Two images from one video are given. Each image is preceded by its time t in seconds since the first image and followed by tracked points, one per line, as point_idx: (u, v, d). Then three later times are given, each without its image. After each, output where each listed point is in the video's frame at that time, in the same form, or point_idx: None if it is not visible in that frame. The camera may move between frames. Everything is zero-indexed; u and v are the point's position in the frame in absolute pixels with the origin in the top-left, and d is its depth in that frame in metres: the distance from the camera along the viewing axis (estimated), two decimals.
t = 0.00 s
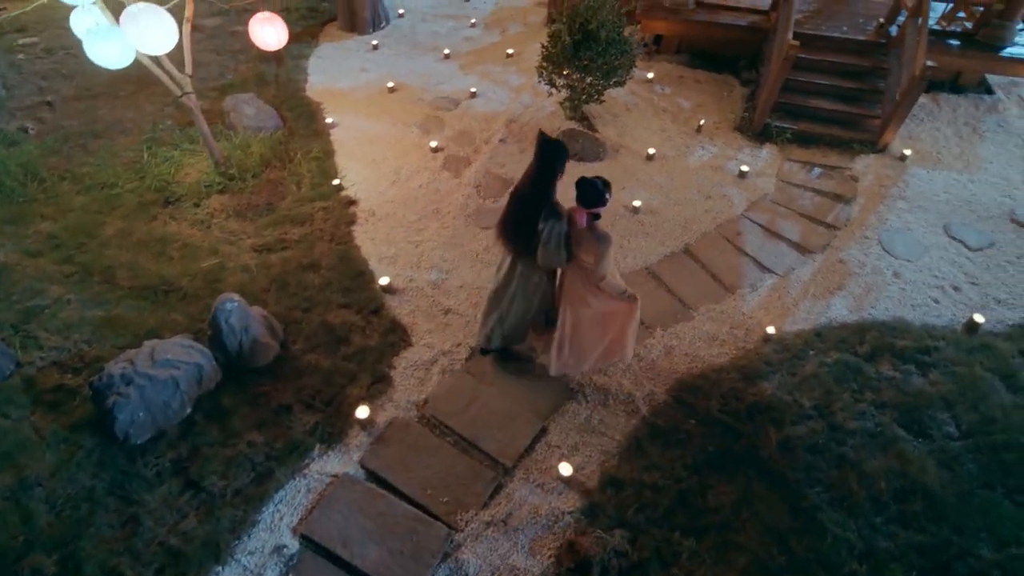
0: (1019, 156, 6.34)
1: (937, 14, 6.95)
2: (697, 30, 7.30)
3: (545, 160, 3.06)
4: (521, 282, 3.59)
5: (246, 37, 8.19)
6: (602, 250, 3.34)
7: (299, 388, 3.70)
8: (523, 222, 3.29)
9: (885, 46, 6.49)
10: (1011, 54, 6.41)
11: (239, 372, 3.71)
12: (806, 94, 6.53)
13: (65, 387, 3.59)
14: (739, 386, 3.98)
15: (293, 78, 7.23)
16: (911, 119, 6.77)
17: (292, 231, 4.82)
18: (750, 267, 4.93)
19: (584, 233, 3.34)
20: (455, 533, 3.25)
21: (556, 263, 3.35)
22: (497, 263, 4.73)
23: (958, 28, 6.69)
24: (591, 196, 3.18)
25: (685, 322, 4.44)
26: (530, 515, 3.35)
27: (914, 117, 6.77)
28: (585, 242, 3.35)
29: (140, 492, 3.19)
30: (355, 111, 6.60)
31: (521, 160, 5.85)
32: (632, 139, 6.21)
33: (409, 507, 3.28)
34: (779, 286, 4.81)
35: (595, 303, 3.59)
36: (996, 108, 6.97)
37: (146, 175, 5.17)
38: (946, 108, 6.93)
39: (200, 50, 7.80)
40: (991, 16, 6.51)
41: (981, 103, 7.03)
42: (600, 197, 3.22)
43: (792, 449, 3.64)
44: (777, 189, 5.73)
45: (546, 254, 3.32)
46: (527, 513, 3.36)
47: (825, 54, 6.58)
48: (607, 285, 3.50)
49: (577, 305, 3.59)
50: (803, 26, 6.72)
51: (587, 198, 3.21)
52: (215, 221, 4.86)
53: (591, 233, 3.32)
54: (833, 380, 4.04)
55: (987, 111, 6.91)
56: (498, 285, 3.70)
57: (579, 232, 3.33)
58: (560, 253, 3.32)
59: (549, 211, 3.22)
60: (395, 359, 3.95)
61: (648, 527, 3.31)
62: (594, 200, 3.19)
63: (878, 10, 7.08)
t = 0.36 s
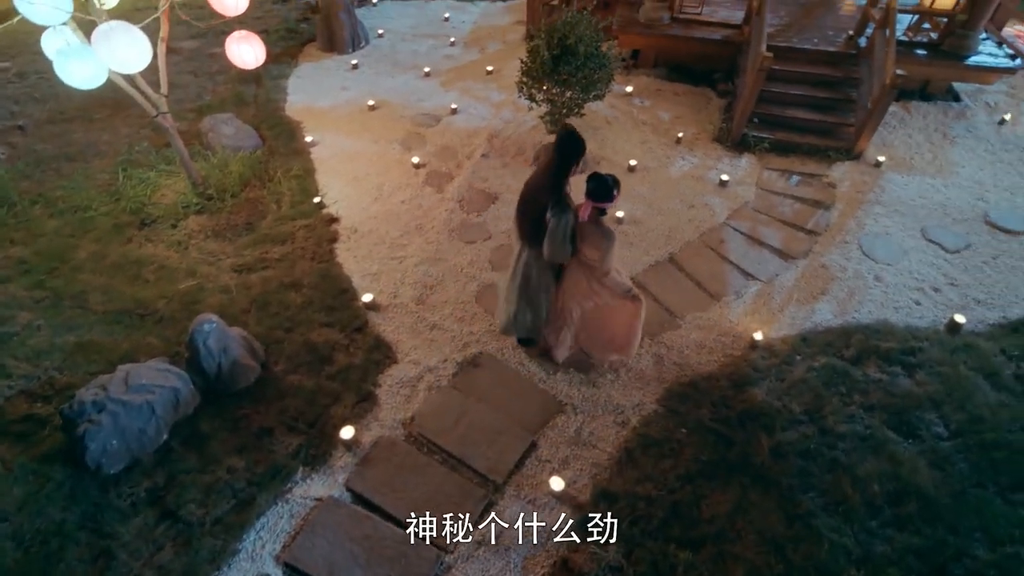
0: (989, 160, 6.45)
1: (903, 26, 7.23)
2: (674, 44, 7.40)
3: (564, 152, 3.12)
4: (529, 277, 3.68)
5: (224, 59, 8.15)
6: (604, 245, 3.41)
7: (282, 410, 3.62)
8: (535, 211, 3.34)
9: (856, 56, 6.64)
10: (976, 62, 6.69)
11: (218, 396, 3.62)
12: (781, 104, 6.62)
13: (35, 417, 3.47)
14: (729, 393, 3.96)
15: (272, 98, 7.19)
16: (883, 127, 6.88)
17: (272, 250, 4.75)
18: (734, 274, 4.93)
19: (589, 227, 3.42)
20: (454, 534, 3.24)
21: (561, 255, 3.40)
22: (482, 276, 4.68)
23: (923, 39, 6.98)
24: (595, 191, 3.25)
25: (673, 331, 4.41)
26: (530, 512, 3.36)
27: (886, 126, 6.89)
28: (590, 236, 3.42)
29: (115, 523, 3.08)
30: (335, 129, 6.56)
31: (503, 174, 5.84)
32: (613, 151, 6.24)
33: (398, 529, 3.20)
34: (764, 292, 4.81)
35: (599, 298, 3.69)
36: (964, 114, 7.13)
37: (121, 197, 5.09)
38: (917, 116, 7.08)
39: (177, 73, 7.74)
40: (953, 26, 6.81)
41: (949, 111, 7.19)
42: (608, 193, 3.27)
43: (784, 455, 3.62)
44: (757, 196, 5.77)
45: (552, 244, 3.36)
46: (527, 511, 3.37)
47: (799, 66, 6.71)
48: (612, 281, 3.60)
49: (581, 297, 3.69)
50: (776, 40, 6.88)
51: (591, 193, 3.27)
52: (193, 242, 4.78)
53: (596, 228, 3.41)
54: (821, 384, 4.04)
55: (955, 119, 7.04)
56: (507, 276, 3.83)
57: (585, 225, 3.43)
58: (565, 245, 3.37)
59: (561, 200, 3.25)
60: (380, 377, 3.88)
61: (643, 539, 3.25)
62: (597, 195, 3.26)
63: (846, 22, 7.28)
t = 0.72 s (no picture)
0: (959, 165, 6.65)
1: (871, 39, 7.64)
2: (651, 58, 7.50)
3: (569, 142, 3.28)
4: (542, 273, 3.80)
5: (201, 80, 8.08)
6: (619, 240, 3.55)
7: (262, 433, 3.53)
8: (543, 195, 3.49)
9: (826, 68, 6.79)
10: (941, 71, 7.08)
11: (195, 421, 3.52)
12: (756, 115, 6.71)
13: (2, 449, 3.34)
14: (717, 401, 3.94)
15: (250, 118, 7.13)
16: (856, 135, 7.11)
17: (251, 269, 4.67)
18: (717, 282, 4.93)
19: (604, 221, 3.52)
20: (454, 534, 3.22)
21: (562, 241, 3.53)
22: (465, 291, 4.64)
23: (891, 50, 7.39)
24: (607, 188, 3.30)
25: (660, 340, 4.39)
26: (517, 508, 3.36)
27: (859, 134, 7.12)
28: (602, 232, 3.56)
29: (87, 556, 2.96)
30: (314, 147, 6.52)
31: (485, 188, 5.82)
32: (594, 164, 6.26)
33: (385, 551, 3.10)
34: (748, 299, 4.81)
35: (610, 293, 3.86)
36: (933, 121, 7.41)
37: (94, 221, 4.98)
38: (888, 123, 7.34)
39: (153, 94, 7.66)
40: (919, 37, 7.21)
41: (919, 117, 7.49)
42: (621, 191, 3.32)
43: (775, 461, 3.59)
44: (737, 205, 5.80)
45: (552, 227, 3.49)
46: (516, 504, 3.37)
47: (772, 78, 6.83)
48: (625, 278, 3.75)
49: (589, 290, 3.86)
50: (748, 53, 7.03)
51: (602, 189, 3.33)
52: (168, 264, 4.68)
53: (610, 225, 3.53)
54: (808, 389, 4.03)
55: (925, 125, 7.34)
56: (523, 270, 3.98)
57: (598, 217, 3.52)
58: (566, 234, 3.51)
59: (564, 185, 3.36)
60: (364, 396, 3.81)
61: (636, 553, 3.20)
62: (607, 192, 3.31)
63: (815, 37, 7.48)
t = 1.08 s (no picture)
0: (930, 176, 6.78)
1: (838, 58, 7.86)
2: (628, 78, 7.59)
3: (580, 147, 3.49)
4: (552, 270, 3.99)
5: (179, 108, 8.02)
6: (625, 245, 3.59)
7: (240, 465, 3.42)
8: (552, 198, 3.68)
9: (797, 87, 6.94)
10: (907, 87, 7.21)
11: (170, 454, 3.41)
12: (732, 133, 6.80)
13: None
14: (706, 415, 3.90)
15: (229, 144, 7.07)
16: (829, 150, 7.24)
17: (230, 295, 4.58)
18: (702, 296, 4.91)
19: (612, 228, 3.59)
20: (454, 535, 3.21)
21: (570, 243, 3.68)
22: (449, 312, 4.58)
23: (858, 68, 7.55)
24: (613, 194, 3.40)
25: (647, 356, 4.33)
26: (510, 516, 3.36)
27: (832, 149, 7.26)
28: (610, 236, 3.64)
29: None
30: (294, 172, 6.47)
31: (468, 209, 5.79)
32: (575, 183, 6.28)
33: None
34: (733, 311, 4.80)
35: (616, 299, 3.88)
36: (902, 136, 7.58)
37: (65, 249, 4.86)
38: (859, 139, 7.50)
39: (130, 122, 7.58)
40: (885, 55, 7.37)
41: (889, 132, 7.66)
42: (628, 197, 3.39)
43: (767, 474, 3.55)
44: (718, 219, 5.82)
45: (560, 229, 3.65)
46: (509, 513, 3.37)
47: (745, 97, 6.96)
48: (630, 285, 3.77)
49: (596, 294, 3.90)
50: (723, 73, 7.18)
51: (609, 195, 3.43)
52: (143, 291, 4.57)
53: (618, 230, 3.58)
54: (796, 400, 4.01)
55: (895, 139, 7.50)
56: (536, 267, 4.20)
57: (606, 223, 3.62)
58: (571, 237, 3.66)
59: (571, 184, 3.53)
60: (346, 422, 3.72)
61: None
62: (614, 198, 3.40)
63: (784, 57, 7.66)
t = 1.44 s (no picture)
0: (908, 193, 6.86)
1: (813, 82, 8.02)
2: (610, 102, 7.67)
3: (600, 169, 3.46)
4: (572, 278, 4.01)
5: (162, 136, 7.97)
6: (642, 251, 3.56)
7: (220, 498, 3.31)
8: (576, 218, 3.70)
9: (775, 109, 7.04)
10: (882, 108, 7.33)
11: (147, 488, 3.29)
12: (714, 153, 6.85)
13: None
14: (698, 434, 3.84)
15: (212, 171, 7.02)
16: (808, 169, 7.31)
17: (211, 322, 4.49)
18: (690, 314, 4.88)
19: (628, 234, 3.59)
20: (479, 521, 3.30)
21: (592, 255, 3.69)
22: (436, 336, 4.51)
23: (833, 91, 7.74)
24: (630, 201, 3.41)
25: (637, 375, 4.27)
26: (500, 519, 3.33)
27: (811, 168, 7.33)
28: (625, 242, 3.63)
29: None
30: (277, 198, 6.41)
31: (454, 232, 5.76)
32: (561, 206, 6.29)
33: None
34: (721, 329, 4.77)
35: (636, 305, 3.85)
36: (878, 155, 7.69)
37: (41, 279, 4.75)
38: (837, 158, 7.60)
39: (111, 150, 7.51)
40: (858, 78, 7.56)
41: (866, 151, 7.77)
42: (643, 203, 3.40)
43: (762, 494, 3.48)
44: (703, 238, 5.83)
45: (586, 246, 3.68)
46: (498, 515, 3.35)
47: (725, 118, 7.05)
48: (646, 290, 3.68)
49: (616, 303, 3.87)
50: (702, 96, 7.27)
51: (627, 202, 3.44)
52: (121, 320, 4.47)
53: (634, 236, 3.56)
54: (788, 417, 3.96)
55: (872, 158, 7.60)
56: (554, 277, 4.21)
57: (623, 231, 3.61)
58: (596, 249, 3.66)
59: (597, 209, 3.57)
60: (330, 451, 3.62)
61: None
62: (631, 205, 3.42)
63: (761, 80, 7.80)
